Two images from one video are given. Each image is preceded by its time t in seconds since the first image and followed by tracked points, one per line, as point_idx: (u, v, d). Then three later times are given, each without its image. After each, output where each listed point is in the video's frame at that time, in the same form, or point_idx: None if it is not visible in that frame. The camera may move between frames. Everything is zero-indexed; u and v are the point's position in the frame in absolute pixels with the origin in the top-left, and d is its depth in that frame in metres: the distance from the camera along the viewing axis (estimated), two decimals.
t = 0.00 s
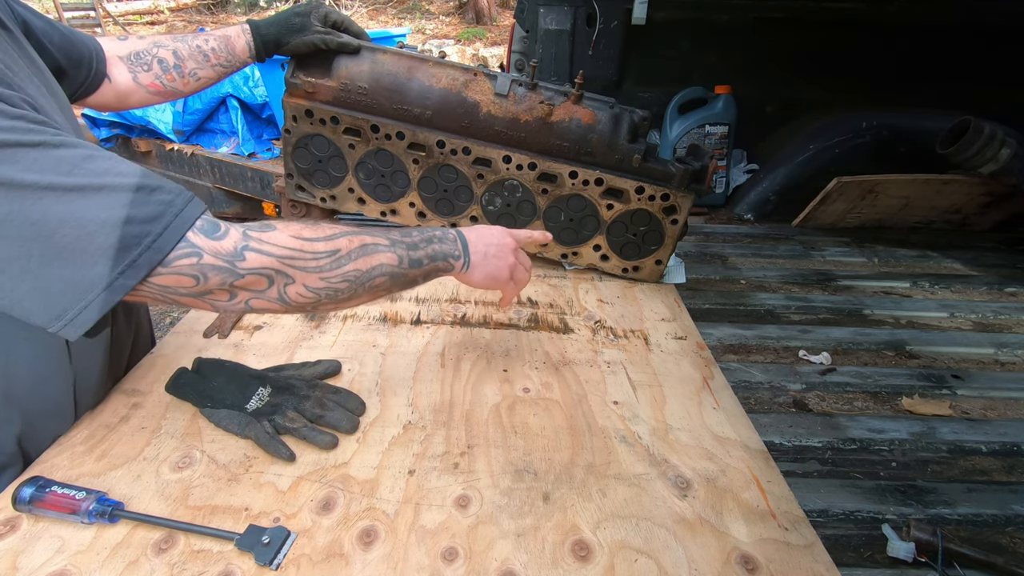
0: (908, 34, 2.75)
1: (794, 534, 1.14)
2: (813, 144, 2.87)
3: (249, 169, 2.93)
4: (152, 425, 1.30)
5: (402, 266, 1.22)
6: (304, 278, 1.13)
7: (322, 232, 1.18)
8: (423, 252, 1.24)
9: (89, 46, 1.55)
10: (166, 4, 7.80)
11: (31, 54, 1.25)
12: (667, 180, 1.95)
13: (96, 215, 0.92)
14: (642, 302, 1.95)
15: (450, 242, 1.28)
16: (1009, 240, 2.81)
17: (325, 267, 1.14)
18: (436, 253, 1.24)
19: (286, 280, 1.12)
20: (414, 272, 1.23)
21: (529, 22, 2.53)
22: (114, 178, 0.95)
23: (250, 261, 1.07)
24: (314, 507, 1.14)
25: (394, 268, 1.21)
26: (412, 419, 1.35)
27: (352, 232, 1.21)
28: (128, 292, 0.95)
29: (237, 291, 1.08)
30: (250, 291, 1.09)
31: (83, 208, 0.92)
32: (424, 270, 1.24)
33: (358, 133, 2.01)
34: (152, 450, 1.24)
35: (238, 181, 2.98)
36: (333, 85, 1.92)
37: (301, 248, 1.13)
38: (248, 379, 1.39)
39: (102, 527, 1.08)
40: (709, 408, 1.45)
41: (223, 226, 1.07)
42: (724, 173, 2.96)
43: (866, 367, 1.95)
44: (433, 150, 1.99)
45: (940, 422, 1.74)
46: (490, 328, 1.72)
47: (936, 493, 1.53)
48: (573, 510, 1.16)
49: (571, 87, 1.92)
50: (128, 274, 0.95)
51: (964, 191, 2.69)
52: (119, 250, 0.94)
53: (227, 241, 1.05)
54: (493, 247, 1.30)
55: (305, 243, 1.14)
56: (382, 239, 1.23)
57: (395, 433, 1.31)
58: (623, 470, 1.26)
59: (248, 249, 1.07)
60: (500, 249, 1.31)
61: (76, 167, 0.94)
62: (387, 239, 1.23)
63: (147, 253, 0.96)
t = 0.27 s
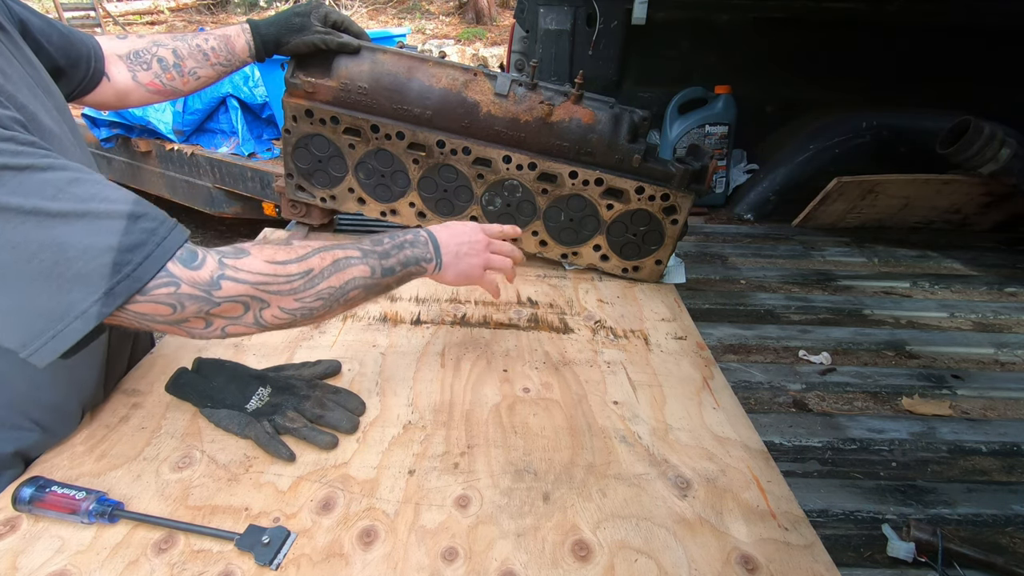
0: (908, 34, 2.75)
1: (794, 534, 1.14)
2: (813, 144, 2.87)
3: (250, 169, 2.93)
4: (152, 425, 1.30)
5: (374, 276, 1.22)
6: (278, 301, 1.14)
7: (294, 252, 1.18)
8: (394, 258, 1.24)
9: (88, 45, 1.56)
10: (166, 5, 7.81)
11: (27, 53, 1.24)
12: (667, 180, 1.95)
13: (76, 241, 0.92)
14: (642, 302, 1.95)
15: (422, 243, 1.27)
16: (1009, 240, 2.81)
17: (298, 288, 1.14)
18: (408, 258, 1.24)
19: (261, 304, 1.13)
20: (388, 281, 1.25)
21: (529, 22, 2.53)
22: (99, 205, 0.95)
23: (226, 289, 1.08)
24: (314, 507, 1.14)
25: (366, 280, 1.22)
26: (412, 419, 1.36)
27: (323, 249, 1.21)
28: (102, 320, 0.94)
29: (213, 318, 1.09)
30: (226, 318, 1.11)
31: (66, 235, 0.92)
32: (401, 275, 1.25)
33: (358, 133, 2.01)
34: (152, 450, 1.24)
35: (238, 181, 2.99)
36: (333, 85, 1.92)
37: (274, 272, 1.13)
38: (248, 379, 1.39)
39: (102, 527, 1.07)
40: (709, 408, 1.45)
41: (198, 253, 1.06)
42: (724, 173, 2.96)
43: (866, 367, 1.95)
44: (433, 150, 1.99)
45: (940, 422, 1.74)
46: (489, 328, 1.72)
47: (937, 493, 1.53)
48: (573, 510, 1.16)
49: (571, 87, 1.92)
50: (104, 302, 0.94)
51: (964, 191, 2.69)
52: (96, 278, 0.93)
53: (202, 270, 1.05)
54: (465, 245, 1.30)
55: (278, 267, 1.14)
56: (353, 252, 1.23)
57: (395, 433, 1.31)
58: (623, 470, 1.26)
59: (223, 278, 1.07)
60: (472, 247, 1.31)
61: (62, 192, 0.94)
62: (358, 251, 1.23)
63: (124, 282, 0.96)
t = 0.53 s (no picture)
0: (908, 34, 2.75)
1: (794, 534, 1.14)
2: (813, 143, 2.87)
3: (249, 168, 2.93)
4: (152, 425, 1.30)
5: (317, 305, 1.15)
6: (214, 351, 1.06)
7: (225, 295, 1.08)
8: (338, 282, 1.17)
9: (88, 46, 1.56)
10: (166, 5, 7.82)
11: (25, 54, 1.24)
12: (666, 179, 1.96)
13: (29, 287, 0.87)
14: (642, 302, 1.95)
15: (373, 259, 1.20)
16: (1009, 240, 2.81)
17: (241, 334, 1.07)
18: (353, 278, 1.18)
19: (195, 356, 1.05)
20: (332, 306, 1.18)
21: (529, 22, 2.53)
22: (64, 253, 0.90)
23: (161, 344, 1.00)
24: (314, 507, 1.14)
25: (308, 311, 1.15)
26: (412, 419, 1.36)
27: (259, 285, 1.12)
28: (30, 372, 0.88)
29: (144, 373, 1.02)
30: (159, 372, 1.03)
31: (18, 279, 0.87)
32: (354, 294, 1.19)
33: (358, 133, 2.01)
34: (152, 450, 1.24)
35: (238, 181, 2.99)
36: (333, 85, 1.92)
37: (206, 322, 1.04)
38: (248, 379, 1.39)
39: (102, 527, 1.08)
40: (709, 408, 1.45)
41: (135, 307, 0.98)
42: (724, 173, 2.96)
43: (866, 367, 1.95)
44: (433, 150, 1.99)
45: (940, 422, 1.74)
46: (490, 328, 1.72)
47: (937, 493, 1.53)
48: (573, 511, 1.16)
49: (571, 87, 1.92)
50: (38, 353, 0.88)
51: (964, 191, 2.69)
52: (40, 326, 0.88)
53: (139, 325, 0.97)
54: (418, 255, 1.22)
55: (210, 317, 1.05)
56: (293, 283, 1.14)
57: (395, 433, 1.31)
58: (623, 470, 1.26)
59: (159, 333, 1.00)
60: (428, 255, 1.22)
61: (27, 232, 0.88)
62: (297, 282, 1.14)
63: (65, 333, 0.90)
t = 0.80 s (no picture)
0: (907, 34, 2.75)
1: (794, 534, 1.14)
2: (813, 144, 2.87)
3: (249, 168, 2.93)
4: (152, 425, 1.30)
5: (186, 336, 1.07)
6: (65, 409, 0.98)
7: (76, 346, 0.97)
8: (211, 309, 1.09)
9: (90, 48, 1.55)
10: (166, 5, 7.82)
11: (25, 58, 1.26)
12: (666, 179, 1.96)
13: None
14: (642, 302, 1.95)
15: (255, 270, 1.10)
16: (1009, 240, 2.81)
17: (91, 389, 0.99)
18: (229, 300, 1.10)
19: (45, 417, 0.98)
20: (207, 332, 1.11)
21: (529, 22, 2.53)
22: None
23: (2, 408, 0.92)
24: (314, 507, 1.14)
25: (176, 345, 1.06)
26: (412, 419, 1.35)
27: (117, 326, 1.01)
28: None
29: None
30: (8, 434, 0.97)
31: None
32: (232, 313, 1.12)
33: (358, 133, 2.01)
34: (152, 450, 1.24)
35: (238, 181, 2.99)
36: (333, 85, 1.92)
37: (53, 380, 0.95)
38: (248, 379, 1.39)
39: (102, 527, 1.08)
40: (709, 408, 1.45)
41: None
42: (724, 173, 2.96)
43: (866, 367, 1.95)
44: (433, 150, 1.99)
45: (940, 422, 1.74)
46: (490, 328, 1.72)
47: (936, 493, 1.53)
48: (573, 511, 1.16)
49: (571, 87, 1.92)
50: None
51: (964, 191, 2.69)
52: None
53: None
54: (312, 252, 1.11)
55: (59, 375, 0.95)
56: (153, 317, 1.04)
57: (395, 433, 1.31)
58: (623, 470, 1.26)
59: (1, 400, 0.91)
60: (322, 249, 1.11)
61: None
62: (159, 315, 1.05)
63: None
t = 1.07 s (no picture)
0: (908, 33, 2.75)
1: (793, 534, 1.14)
2: (813, 143, 2.84)
3: (249, 168, 2.93)
4: (152, 425, 1.30)
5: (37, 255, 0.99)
6: None
7: None
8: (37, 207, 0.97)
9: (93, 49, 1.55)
10: (166, 4, 7.82)
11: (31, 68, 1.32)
12: (667, 179, 1.96)
13: None
14: (642, 302, 1.95)
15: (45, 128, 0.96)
16: (1009, 240, 2.81)
17: None
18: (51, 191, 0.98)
19: None
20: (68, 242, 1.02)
21: (530, 22, 2.53)
22: None
23: None
24: (314, 507, 1.14)
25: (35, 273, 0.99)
26: (412, 419, 1.36)
27: None
28: None
29: None
30: None
31: None
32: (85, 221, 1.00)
33: (358, 133, 2.01)
34: (152, 450, 1.24)
35: (238, 181, 2.99)
36: (333, 85, 1.92)
37: None
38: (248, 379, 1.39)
39: (102, 527, 1.08)
40: (709, 408, 1.45)
41: None
42: (724, 173, 2.96)
43: (866, 367, 1.95)
44: (433, 150, 1.99)
45: (940, 422, 1.74)
46: (489, 328, 1.72)
47: (937, 493, 1.53)
48: (573, 511, 1.16)
49: (571, 87, 1.92)
50: None
51: (964, 191, 2.69)
52: None
53: None
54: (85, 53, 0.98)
55: None
56: None
57: (395, 433, 1.31)
58: (623, 470, 1.26)
59: None
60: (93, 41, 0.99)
61: None
62: None
63: None
